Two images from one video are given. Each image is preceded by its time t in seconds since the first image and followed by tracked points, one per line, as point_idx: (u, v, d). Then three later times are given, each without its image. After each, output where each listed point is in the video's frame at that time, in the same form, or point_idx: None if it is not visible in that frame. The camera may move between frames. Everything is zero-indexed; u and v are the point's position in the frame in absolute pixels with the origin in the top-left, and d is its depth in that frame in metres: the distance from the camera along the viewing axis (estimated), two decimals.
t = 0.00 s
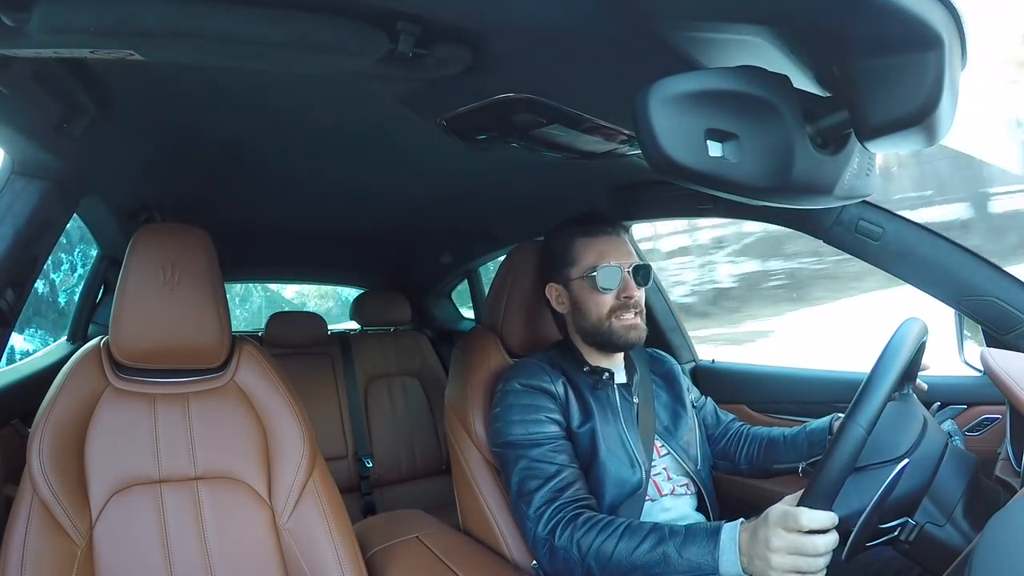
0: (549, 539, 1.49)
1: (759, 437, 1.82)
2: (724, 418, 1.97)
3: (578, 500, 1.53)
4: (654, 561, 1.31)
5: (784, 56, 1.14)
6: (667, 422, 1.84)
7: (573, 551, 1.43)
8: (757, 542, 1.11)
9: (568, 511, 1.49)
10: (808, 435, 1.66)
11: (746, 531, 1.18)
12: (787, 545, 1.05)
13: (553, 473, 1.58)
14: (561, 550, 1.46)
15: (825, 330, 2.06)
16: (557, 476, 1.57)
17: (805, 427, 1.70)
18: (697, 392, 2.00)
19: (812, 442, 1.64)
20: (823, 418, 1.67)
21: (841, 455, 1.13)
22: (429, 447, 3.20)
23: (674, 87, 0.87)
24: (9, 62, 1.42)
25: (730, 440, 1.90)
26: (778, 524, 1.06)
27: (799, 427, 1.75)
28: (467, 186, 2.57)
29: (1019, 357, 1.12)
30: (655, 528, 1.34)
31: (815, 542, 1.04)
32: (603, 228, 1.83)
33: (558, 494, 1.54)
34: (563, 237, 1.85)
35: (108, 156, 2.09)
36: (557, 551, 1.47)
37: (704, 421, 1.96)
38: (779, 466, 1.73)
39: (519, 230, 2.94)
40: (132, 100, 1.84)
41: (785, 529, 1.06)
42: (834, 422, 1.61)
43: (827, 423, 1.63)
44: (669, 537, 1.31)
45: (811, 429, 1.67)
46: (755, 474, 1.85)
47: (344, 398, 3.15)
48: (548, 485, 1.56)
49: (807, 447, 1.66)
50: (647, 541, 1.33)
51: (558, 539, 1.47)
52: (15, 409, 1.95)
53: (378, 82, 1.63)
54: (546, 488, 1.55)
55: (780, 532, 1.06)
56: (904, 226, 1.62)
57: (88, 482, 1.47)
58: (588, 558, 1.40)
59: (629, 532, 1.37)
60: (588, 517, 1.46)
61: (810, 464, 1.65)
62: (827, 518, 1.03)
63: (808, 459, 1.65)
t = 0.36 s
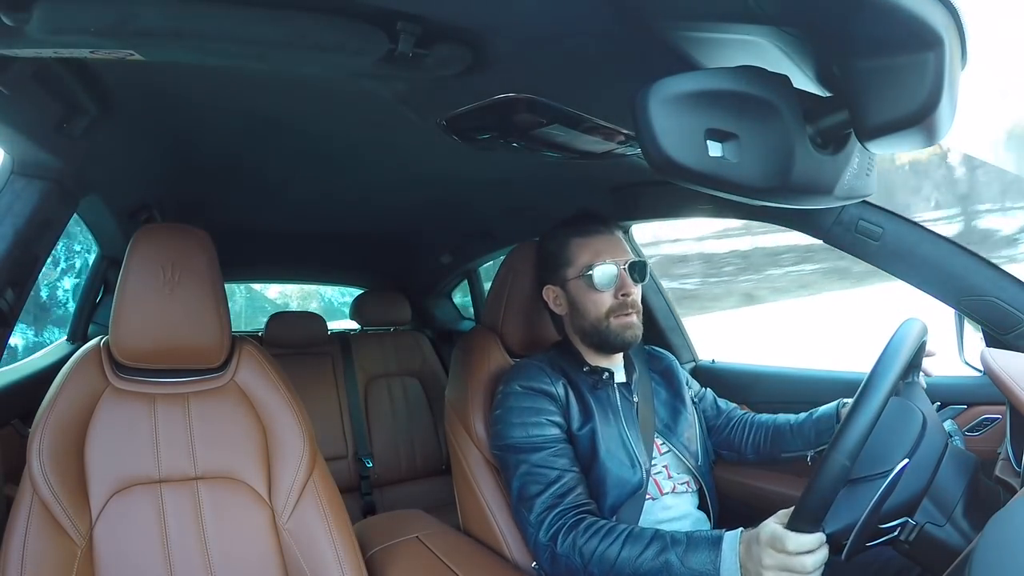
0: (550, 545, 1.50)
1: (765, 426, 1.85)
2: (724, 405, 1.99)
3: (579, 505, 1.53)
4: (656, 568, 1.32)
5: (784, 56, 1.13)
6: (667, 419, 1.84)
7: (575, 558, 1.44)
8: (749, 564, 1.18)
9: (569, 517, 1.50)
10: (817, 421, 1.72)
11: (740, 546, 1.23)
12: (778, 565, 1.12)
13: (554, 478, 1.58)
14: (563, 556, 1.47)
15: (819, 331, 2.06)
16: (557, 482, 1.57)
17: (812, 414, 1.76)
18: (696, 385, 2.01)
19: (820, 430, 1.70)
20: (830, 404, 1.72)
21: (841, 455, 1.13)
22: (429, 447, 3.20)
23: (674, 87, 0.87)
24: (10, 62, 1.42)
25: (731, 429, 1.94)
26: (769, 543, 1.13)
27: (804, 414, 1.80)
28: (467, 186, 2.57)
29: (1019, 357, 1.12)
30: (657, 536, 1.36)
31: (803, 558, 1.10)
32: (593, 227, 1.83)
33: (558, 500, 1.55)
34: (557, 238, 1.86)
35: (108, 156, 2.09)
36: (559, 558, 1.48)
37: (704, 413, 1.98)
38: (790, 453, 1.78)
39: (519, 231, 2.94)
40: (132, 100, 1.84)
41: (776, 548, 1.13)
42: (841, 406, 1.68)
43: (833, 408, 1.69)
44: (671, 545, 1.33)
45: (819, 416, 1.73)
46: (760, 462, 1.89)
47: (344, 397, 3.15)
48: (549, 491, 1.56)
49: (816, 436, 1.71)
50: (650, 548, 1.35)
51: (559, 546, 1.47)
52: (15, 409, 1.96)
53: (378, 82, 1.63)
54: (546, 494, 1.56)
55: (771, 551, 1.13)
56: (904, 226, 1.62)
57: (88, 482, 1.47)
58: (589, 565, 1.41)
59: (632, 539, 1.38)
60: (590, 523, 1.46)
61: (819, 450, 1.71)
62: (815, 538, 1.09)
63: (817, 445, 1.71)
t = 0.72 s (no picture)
0: (549, 549, 1.50)
1: (768, 416, 1.86)
2: (723, 397, 2.00)
3: (578, 509, 1.53)
4: None
5: (785, 57, 1.13)
6: (667, 418, 1.84)
7: (574, 563, 1.44)
8: None
9: (568, 522, 1.50)
10: (822, 411, 1.73)
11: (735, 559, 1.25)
12: None
13: (554, 483, 1.58)
14: (563, 561, 1.47)
15: (816, 332, 2.05)
16: (558, 486, 1.57)
17: (816, 404, 1.76)
18: (695, 381, 2.02)
19: (826, 420, 1.71)
20: (834, 393, 1.73)
21: (841, 457, 1.14)
22: (429, 447, 3.20)
23: (674, 87, 0.87)
24: (10, 61, 1.42)
25: (733, 418, 1.94)
26: (762, 557, 1.16)
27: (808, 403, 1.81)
28: (467, 186, 2.57)
29: (1019, 358, 1.12)
30: (656, 543, 1.37)
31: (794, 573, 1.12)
32: (598, 229, 1.83)
33: (558, 504, 1.55)
34: (559, 239, 1.85)
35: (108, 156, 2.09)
36: (558, 563, 1.48)
37: (705, 405, 1.99)
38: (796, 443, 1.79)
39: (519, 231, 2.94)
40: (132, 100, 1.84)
41: (769, 563, 1.15)
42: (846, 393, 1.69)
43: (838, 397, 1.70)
44: (671, 552, 1.34)
45: (824, 405, 1.73)
46: (765, 452, 1.90)
47: (343, 397, 3.15)
48: (549, 495, 1.56)
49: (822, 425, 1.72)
50: (650, 555, 1.35)
51: (559, 551, 1.47)
52: (15, 409, 1.95)
53: (378, 82, 1.63)
54: (546, 498, 1.56)
55: (764, 565, 1.15)
56: (903, 226, 1.63)
57: (88, 482, 1.47)
58: (589, 569, 1.42)
59: (632, 544, 1.39)
60: (590, 528, 1.47)
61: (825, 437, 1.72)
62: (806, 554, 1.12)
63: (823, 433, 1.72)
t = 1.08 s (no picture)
0: (548, 551, 1.50)
1: (768, 410, 1.85)
2: (721, 390, 2.00)
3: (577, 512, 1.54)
4: None
5: (785, 57, 1.13)
6: (665, 416, 1.84)
7: (573, 565, 1.44)
8: None
9: (568, 524, 1.50)
10: (824, 404, 1.73)
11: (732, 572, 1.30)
12: None
13: (553, 485, 1.58)
14: (562, 563, 1.47)
15: (809, 332, 2.04)
16: (556, 487, 1.57)
17: (819, 396, 1.76)
18: (694, 377, 2.02)
19: (829, 414, 1.71)
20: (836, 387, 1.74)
21: (841, 456, 1.16)
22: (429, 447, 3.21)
23: (673, 87, 0.87)
24: (10, 61, 1.42)
25: (732, 411, 1.94)
26: (761, 566, 1.21)
27: (809, 396, 1.81)
28: (468, 186, 2.57)
29: (1019, 358, 1.12)
30: (656, 548, 1.39)
31: None
32: (601, 230, 1.82)
33: (557, 506, 1.55)
34: (561, 239, 1.84)
35: (108, 157, 2.09)
36: (557, 565, 1.48)
37: (703, 399, 2.00)
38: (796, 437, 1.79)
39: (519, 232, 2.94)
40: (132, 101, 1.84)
41: (766, 571, 1.20)
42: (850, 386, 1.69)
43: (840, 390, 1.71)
44: (671, 557, 1.36)
45: (826, 398, 1.74)
46: (767, 446, 1.90)
47: (343, 397, 3.15)
48: (548, 497, 1.56)
49: (823, 417, 1.73)
50: (650, 560, 1.38)
51: (558, 553, 1.48)
52: (15, 409, 1.95)
53: (378, 82, 1.63)
54: (545, 500, 1.56)
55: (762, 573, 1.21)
56: (903, 226, 1.63)
57: (88, 482, 1.47)
58: (588, 570, 1.42)
59: (632, 548, 1.40)
60: (589, 530, 1.47)
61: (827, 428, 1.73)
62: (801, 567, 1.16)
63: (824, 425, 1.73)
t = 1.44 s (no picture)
0: (544, 552, 1.50)
1: (767, 409, 1.86)
2: (720, 389, 2.00)
3: (574, 513, 1.54)
4: None
5: (785, 57, 1.13)
6: (665, 415, 1.84)
7: (570, 566, 1.45)
8: None
9: (564, 526, 1.51)
10: (825, 403, 1.73)
11: None
12: None
13: (549, 485, 1.58)
14: (559, 564, 1.48)
15: (811, 332, 2.07)
16: (553, 488, 1.58)
17: (819, 395, 1.76)
18: (692, 376, 2.02)
19: (829, 412, 1.72)
20: (836, 385, 1.74)
21: (841, 456, 1.16)
22: (429, 447, 3.21)
23: (674, 87, 0.87)
24: (10, 62, 1.42)
25: (732, 411, 1.94)
26: (761, 568, 1.22)
27: (809, 394, 1.81)
28: (468, 186, 2.57)
29: (1019, 357, 1.12)
30: (655, 552, 1.40)
31: None
32: (600, 230, 1.83)
33: (553, 508, 1.55)
34: (559, 240, 1.84)
35: (109, 157, 2.09)
36: (553, 566, 1.48)
37: (702, 398, 2.00)
38: (795, 435, 1.79)
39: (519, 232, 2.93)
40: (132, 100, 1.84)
41: (766, 573, 1.22)
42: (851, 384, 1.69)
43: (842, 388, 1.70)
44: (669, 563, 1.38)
45: (826, 397, 1.74)
46: (767, 444, 1.90)
47: (343, 397, 3.15)
48: (545, 497, 1.56)
49: (824, 417, 1.73)
50: (648, 564, 1.38)
51: (554, 554, 1.48)
52: (15, 409, 1.95)
53: (378, 82, 1.63)
54: (541, 501, 1.56)
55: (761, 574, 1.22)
56: (903, 226, 1.63)
57: (88, 482, 1.47)
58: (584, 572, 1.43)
59: (630, 552, 1.41)
60: (586, 532, 1.47)
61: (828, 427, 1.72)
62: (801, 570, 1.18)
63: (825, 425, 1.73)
